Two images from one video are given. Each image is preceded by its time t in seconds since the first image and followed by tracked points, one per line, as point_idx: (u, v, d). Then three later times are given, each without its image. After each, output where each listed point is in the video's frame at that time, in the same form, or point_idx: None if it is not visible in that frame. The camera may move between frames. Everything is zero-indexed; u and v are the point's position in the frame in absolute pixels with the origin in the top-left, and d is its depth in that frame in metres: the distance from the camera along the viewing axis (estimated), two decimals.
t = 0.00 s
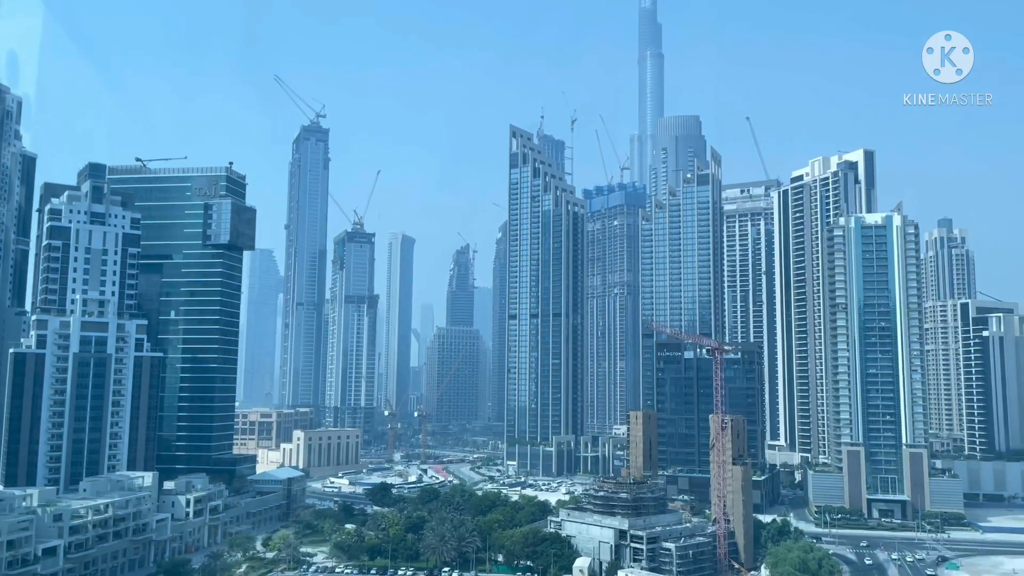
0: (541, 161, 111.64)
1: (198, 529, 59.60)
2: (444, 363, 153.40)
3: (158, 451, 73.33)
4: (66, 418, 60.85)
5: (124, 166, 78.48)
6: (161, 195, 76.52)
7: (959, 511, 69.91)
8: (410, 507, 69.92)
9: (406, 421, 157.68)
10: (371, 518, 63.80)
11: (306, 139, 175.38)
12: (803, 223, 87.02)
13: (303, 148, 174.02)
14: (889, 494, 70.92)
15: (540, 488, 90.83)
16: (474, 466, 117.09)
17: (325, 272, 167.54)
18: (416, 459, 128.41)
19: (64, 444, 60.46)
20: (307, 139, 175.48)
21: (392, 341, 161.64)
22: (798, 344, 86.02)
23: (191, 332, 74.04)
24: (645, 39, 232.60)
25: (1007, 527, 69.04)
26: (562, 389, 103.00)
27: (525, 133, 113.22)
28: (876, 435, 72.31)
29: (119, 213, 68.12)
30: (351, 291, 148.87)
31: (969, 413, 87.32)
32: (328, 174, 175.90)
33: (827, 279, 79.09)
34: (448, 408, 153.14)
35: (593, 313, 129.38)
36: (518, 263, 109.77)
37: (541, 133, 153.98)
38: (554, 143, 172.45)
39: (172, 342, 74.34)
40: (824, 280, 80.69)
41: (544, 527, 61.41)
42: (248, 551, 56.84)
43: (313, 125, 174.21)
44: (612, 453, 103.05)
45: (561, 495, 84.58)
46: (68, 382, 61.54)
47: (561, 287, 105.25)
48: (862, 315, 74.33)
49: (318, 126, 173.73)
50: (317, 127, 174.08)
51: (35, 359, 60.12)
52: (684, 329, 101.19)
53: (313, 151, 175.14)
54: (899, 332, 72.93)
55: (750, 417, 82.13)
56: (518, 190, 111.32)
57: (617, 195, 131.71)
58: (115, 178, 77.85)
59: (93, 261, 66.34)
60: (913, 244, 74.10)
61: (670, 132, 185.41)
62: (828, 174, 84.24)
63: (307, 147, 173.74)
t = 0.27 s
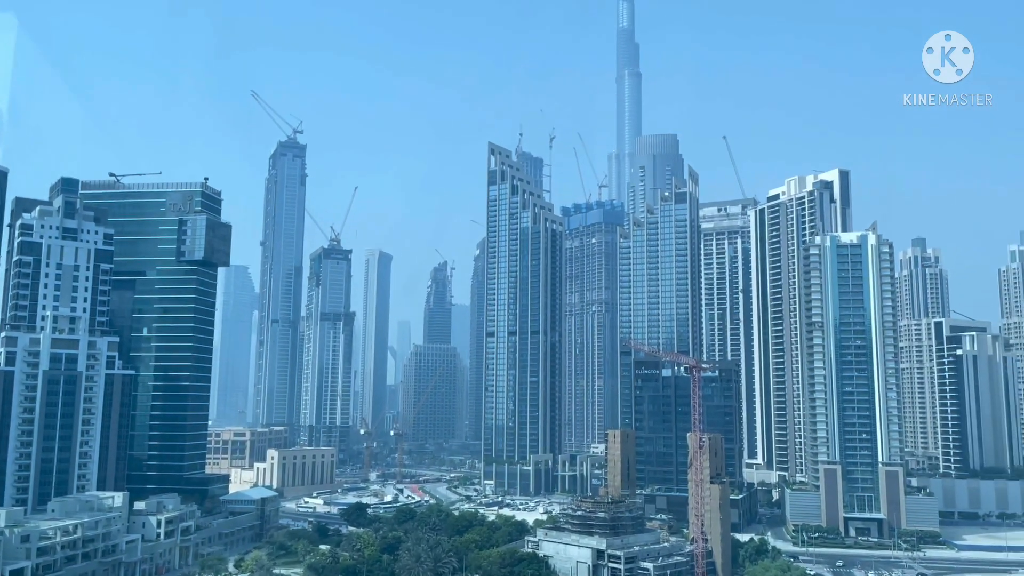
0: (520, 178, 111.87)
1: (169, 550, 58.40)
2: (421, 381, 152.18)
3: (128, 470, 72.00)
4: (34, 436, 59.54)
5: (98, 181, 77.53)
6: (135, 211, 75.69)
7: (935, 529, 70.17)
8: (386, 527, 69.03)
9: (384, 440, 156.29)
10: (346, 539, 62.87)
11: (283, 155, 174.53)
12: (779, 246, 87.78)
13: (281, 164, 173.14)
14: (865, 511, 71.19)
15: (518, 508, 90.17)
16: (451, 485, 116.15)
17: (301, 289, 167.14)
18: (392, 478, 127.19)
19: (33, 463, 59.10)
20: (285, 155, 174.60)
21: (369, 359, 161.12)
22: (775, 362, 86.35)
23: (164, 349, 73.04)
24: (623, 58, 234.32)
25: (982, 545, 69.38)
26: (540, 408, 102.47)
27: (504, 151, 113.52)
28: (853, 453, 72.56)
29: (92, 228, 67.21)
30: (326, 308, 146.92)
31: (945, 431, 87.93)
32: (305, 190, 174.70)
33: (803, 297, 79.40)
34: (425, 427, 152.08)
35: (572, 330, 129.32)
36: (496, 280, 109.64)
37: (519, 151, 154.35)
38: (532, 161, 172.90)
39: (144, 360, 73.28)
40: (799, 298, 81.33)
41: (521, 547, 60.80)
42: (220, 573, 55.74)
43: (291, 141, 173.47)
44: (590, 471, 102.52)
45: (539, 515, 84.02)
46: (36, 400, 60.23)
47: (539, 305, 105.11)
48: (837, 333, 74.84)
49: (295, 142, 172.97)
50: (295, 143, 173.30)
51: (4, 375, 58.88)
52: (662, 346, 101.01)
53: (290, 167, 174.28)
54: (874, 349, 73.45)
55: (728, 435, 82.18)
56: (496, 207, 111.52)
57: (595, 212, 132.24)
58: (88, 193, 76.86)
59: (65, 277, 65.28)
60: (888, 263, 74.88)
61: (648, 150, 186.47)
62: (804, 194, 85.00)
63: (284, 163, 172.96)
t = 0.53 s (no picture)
0: (503, 195, 112.39)
1: (147, 570, 57.57)
2: (403, 398, 151.08)
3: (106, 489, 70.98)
4: (11, 454, 58.54)
5: (78, 196, 76.94)
6: (116, 226, 75.22)
7: (916, 546, 70.59)
8: (367, 546, 68.43)
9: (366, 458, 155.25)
10: (327, 558, 62.24)
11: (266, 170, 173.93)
12: (761, 263, 88.04)
13: (264, 180, 172.43)
14: (847, 526, 71.42)
15: (500, 526, 89.72)
16: (433, 503, 115.50)
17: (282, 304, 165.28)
18: (373, 496, 126.28)
19: (9, 481, 58.10)
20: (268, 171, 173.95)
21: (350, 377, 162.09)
22: (756, 380, 86.70)
23: (143, 366, 72.41)
24: (607, 76, 235.79)
25: (962, 562, 69.79)
26: (523, 425, 102.19)
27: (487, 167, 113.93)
28: (834, 471, 72.93)
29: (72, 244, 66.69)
30: (309, 323, 146.88)
31: (924, 447, 88.38)
32: (288, 205, 174.21)
33: (785, 314, 79.85)
34: (407, 444, 151.51)
35: (554, 347, 129.47)
36: (479, 297, 109.69)
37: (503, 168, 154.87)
38: (516, 177, 173.41)
39: (124, 377, 72.56)
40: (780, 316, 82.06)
41: (504, 565, 60.39)
42: None
43: (274, 156, 172.95)
44: (572, 488, 102.10)
45: (522, 533, 83.64)
46: (13, 417, 59.32)
47: (522, 322, 105.14)
48: (818, 350, 75.33)
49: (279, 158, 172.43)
50: (278, 159, 172.73)
51: None
52: (645, 363, 101.14)
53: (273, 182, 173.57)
54: (855, 366, 73.99)
55: (710, 452, 82.39)
56: (479, 224, 111.91)
57: (578, 228, 132.92)
58: (69, 208, 76.22)
59: (43, 292, 64.56)
60: (867, 281, 75.61)
61: (631, 167, 187.48)
62: (785, 212, 85.70)
63: (267, 178, 172.34)
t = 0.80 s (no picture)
0: (491, 210, 112.92)
1: None
2: (389, 414, 150.38)
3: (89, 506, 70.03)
4: None
5: (63, 210, 76.54)
6: (101, 240, 74.77)
7: (903, 561, 70.43)
8: (352, 563, 67.83)
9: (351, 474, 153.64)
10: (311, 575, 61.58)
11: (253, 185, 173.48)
12: (747, 279, 88.50)
13: (251, 194, 171.99)
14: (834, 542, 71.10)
15: (487, 542, 89.30)
16: (419, 519, 114.89)
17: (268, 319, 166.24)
18: (359, 512, 125.40)
19: None
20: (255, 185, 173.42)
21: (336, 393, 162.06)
22: (743, 395, 86.99)
23: (128, 381, 71.81)
24: (594, 92, 237.11)
25: None
26: (511, 441, 101.97)
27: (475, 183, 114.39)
28: (821, 486, 73.07)
29: (56, 259, 66.16)
30: (294, 339, 147.08)
31: (911, 463, 88.97)
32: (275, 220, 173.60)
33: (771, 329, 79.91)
34: (394, 461, 150.34)
35: (542, 362, 129.53)
36: (466, 312, 109.73)
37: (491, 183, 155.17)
38: (504, 192, 173.73)
39: (107, 392, 71.88)
40: (767, 331, 81.98)
41: None
42: None
43: (261, 171, 172.58)
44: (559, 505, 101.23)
45: (508, 549, 83.24)
46: None
47: (509, 338, 105.11)
48: (804, 366, 75.64)
49: (266, 172, 172.04)
50: (265, 173, 172.29)
51: None
52: (632, 379, 101.20)
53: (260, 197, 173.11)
54: (841, 382, 74.40)
55: (697, 467, 82.31)
56: (467, 238, 112.22)
57: (566, 243, 133.68)
58: (53, 222, 75.81)
59: (27, 307, 63.94)
60: (853, 296, 76.00)
61: (619, 183, 188.23)
62: (771, 228, 86.25)
63: (254, 193, 171.77)
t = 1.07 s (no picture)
0: (478, 230, 113.81)
1: None
2: (374, 435, 154.61)
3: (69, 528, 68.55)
4: None
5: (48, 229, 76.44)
6: (85, 259, 74.79)
7: None
8: None
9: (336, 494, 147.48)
10: None
11: (240, 205, 173.37)
12: (733, 298, 88.75)
13: (237, 214, 171.59)
14: (821, 561, 69.68)
15: (474, 564, 88.32)
16: (405, 541, 113.55)
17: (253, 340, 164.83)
18: (344, 534, 123.95)
19: None
20: (241, 206, 173.26)
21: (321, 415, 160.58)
22: (730, 415, 87.08)
23: (111, 401, 71.07)
24: (581, 115, 239.06)
25: None
26: (498, 461, 101.48)
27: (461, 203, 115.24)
28: (807, 506, 73.06)
29: (40, 277, 65.56)
30: (280, 359, 147.12)
31: (896, 483, 90.01)
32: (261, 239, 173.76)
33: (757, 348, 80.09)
34: (379, 480, 147.85)
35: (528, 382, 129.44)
36: (453, 331, 109.79)
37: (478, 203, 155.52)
38: (491, 212, 174.10)
39: (90, 412, 71.11)
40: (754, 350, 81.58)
41: None
42: None
43: (248, 191, 172.48)
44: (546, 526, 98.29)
45: (495, 571, 82.37)
46: None
47: (496, 358, 105.07)
48: (791, 385, 76.06)
49: (253, 192, 171.93)
50: (252, 193, 172.20)
51: None
52: (620, 399, 100.89)
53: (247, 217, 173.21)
54: (827, 402, 74.63)
55: (684, 487, 82.09)
56: (454, 258, 112.81)
57: (552, 263, 134.60)
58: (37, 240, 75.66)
59: (9, 326, 63.37)
60: (838, 316, 76.52)
61: (606, 203, 188.94)
62: (757, 248, 87.19)
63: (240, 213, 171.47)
